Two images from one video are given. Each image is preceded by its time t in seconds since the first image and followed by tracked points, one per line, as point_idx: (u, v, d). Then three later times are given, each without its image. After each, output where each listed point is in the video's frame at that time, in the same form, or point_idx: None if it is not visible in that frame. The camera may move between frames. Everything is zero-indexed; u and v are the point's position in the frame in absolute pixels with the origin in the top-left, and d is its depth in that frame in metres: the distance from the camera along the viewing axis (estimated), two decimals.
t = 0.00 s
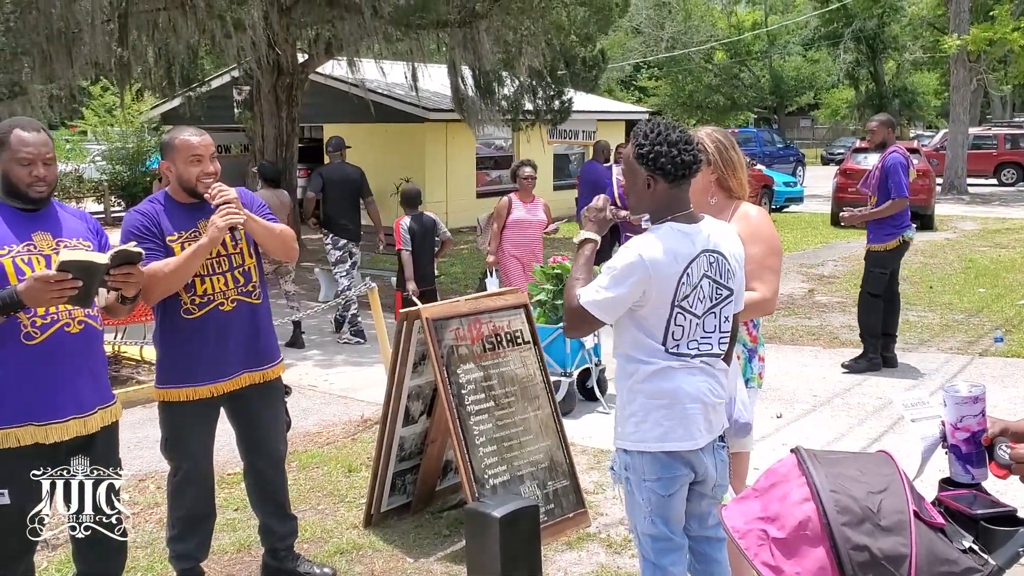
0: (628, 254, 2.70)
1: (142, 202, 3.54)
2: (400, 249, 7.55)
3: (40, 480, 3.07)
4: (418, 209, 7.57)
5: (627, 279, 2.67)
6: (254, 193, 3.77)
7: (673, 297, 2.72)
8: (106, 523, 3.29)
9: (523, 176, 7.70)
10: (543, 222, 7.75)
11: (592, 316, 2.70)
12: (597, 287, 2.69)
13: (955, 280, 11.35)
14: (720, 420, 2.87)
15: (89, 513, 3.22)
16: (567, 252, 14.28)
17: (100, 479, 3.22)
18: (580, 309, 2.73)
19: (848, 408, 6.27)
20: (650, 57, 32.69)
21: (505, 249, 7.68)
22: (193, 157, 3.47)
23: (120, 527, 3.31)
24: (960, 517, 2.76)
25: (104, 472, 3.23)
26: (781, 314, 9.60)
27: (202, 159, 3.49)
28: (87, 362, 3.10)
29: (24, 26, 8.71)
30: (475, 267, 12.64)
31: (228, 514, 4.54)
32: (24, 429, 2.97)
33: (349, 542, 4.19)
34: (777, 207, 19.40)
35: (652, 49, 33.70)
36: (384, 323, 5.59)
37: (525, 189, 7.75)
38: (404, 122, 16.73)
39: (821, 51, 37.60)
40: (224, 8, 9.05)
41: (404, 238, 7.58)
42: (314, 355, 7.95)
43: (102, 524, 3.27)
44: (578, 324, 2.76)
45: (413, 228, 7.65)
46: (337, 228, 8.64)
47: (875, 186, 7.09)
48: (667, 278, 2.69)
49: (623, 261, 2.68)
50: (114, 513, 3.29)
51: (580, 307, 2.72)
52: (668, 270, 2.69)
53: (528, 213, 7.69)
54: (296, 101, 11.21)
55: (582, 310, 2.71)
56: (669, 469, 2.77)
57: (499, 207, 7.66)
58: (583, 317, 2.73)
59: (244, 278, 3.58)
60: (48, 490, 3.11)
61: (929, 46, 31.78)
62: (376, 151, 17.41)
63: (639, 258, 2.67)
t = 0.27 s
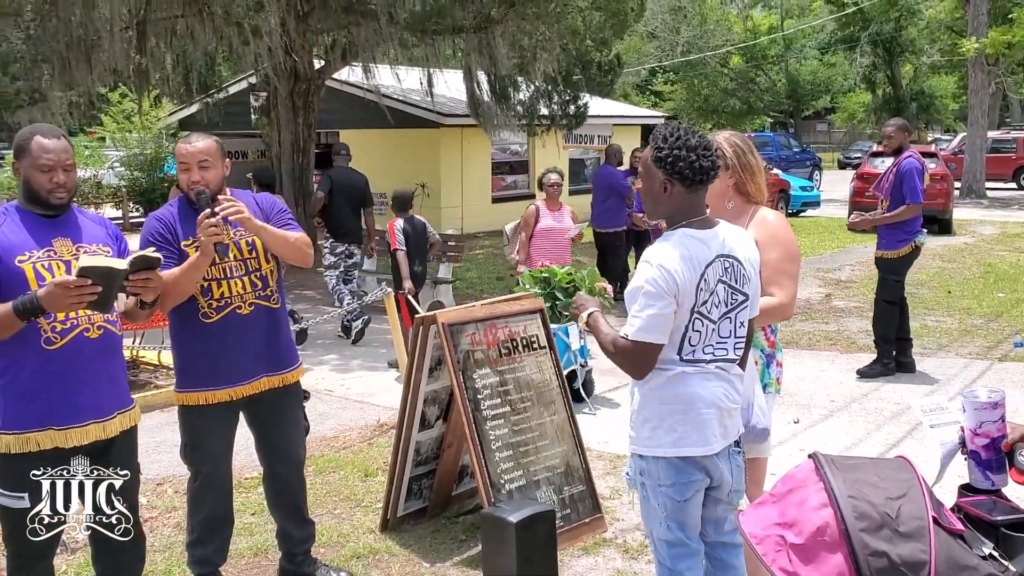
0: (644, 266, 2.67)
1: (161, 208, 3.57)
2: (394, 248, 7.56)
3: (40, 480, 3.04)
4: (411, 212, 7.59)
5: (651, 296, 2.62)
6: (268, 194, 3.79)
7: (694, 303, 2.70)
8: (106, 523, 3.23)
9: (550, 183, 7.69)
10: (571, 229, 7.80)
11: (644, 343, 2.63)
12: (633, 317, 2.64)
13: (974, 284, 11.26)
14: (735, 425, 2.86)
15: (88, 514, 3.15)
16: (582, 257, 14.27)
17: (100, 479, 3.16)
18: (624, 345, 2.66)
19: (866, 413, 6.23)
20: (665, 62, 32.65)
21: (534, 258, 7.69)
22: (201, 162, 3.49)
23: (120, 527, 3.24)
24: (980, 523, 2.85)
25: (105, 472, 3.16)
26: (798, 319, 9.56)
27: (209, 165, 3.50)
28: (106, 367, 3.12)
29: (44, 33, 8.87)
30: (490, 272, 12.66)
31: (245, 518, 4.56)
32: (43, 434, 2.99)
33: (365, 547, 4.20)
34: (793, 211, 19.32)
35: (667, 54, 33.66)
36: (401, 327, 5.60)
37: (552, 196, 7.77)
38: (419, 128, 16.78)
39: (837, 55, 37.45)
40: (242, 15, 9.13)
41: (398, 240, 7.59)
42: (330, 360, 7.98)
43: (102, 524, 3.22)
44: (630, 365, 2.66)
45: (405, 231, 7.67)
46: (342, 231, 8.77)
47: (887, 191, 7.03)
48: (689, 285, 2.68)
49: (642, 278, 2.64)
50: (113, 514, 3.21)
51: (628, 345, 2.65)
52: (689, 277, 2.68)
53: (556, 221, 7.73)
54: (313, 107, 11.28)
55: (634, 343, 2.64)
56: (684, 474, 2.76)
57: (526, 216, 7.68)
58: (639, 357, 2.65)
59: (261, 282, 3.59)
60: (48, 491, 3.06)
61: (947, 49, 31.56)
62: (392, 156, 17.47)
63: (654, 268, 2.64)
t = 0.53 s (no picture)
0: (666, 274, 2.65)
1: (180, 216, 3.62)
2: (388, 252, 7.52)
3: (39, 480, 3.05)
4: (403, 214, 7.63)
5: (677, 305, 2.60)
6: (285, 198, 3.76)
7: (715, 307, 2.69)
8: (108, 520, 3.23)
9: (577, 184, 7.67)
10: (602, 229, 7.83)
11: (682, 354, 2.59)
12: (662, 332, 2.63)
13: (994, 288, 11.16)
14: (753, 429, 2.85)
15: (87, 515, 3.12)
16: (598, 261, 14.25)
17: (100, 479, 3.13)
18: (659, 374, 2.63)
19: (884, 418, 6.18)
20: (682, 66, 32.57)
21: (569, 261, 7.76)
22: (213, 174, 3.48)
23: (120, 527, 3.25)
24: (1001, 528, 2.81)
25: (105, 473, 3.14)
26: (816, 323, 9.50)
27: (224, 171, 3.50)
28: (126, 370, 3.14)
29: (65, 39, 9.00)
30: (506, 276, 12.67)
31: (263, 521, 4.58)
32: (65, 436, 3.02)
33: (382, 550, 4.21)
34: (811, 215, 19.22)
35: (684, 58, 33.54)
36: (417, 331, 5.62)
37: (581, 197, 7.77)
38: (435, 132, 16.83)
39: (855, 59, 37.25)
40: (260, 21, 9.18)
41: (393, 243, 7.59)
42: (347, 363, 8.01)
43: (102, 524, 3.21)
44: (674, 394, 2.62)
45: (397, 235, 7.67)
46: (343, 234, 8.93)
47: (910, 195, 6.97)
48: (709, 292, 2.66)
49: (665, 287, 2.62)
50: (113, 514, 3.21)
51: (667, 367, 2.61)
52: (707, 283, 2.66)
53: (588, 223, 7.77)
54: (330, 112, 11.34)
55: (672, 360, 2.60)
56: (702, 478, 2.74)
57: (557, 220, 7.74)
58: (678, 375, 2.61)
59: (268, 287, 3.56)
60: (48, 491, 3.05)
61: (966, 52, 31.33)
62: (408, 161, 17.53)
63: (677, 276, 2.62)
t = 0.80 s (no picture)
0: (672, 277, 2.64)
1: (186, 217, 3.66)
2: (382, 250, 7.59)
3: (41, 480, 3.06)
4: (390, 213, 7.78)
5: (682, 309, 2.60)
6: (285, 197, 3.71)
7: (721, 310, 2.69)
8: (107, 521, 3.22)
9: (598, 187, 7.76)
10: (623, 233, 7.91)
11: (690, 358, 2.59)
12: (668, 338, 2.62)
13: (1001, 290, 11.12)
14: (759, 431, 2.84)
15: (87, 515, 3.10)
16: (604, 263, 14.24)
17: (100, 479, 3.12)
18: (670, 383, 2.62)
19: (890, 420, 6.16)
20: (687, 67, 32.54)
21: (587, 265, 7.86)
22: (223, 168, 3.50)
23: (121, 527, 3.25)
24: (1007, 531, 2.78)
25: (106, 472, 3.13)
26: (821, 325, 9.48)
27: (229, 169, 3.52)
28: (132, 371, 3.15)
29: (71, 42, 9.06)
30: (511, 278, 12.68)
31: (269, 522, 4.59)
32: (71, 438, 3.03)
33: (388, 551, 4.21)
34: (816, 217, 19.18)
35: (690, 59, 33.57)
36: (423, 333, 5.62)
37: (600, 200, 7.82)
38: (441, 134, 16.84)
39: (860, 61, 37.19)
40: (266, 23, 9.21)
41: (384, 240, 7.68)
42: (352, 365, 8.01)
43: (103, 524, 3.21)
44: (689, 401, 2.61)
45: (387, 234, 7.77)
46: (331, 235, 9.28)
47: (929, 196, 6.94)
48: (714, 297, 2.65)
49: (671, 290, 2.61)
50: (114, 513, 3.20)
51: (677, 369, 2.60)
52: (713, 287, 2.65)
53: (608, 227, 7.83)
54: (335, 114, 11.35)
55: (680, 364, 2.60)
56: (709, 480, 2.74)
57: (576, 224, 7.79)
58: (688, 377, 2.60)
59: (262, 290, 3.55)
60: (49, 490, 3.06)
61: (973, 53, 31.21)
62: (413, 163, 17.54)
63: (681, 279, 2.61)
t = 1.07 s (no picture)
0: (674, 281, 2.64)
1: (188, 221, 3.67)
2: (354, 255, 7.59)
3: (41, 480, 3.06)
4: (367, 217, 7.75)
5: (685, 313, 2.59)
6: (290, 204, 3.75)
7: (725, 312, 2.68)
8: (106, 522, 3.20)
9: (620, 190, 7.60)
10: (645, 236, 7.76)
11: (692, 361, 2.59)
12: (669, 341, 2.62)
13: (1003, 293, 11.10)
14: (761, 433, 2.84)
15: (86, 515, 3.09)
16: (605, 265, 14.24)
17: (99, 479, 3.11)
18: (671, 384, 2.62)
19: (891, 422, 6.15)
20: (689, 69, 32.52)
21: (609, 269, 7.70)
22: (225, 177, 3.50)
23: (121, 527, 3.24)
24: (1010, 533, 2.78)
25: (106, 473, 3.12)
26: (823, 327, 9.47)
27: (231, 173, 3.52)
28: (135, 372, 3.16)
29: (73, 44, 9.07)
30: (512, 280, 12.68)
31: (270, 524, 4.58)
32: (74, 439, 3.03)
33: (390, 553, 4.21)
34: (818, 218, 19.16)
35: (691, 62, 33.57)
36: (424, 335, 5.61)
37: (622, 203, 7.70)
38: (442, 137, 16.85)
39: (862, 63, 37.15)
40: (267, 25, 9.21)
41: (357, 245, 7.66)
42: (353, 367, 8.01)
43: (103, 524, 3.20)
44: (689, 404, 2.61)
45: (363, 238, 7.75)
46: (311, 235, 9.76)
47: (939, 199, 7.02)
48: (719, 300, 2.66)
49: (674, 293, 2.61)
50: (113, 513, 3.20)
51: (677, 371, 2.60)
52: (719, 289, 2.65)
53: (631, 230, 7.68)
54: (337, 116, 11.34)
55: (682, 366, 2.59)
56: (712, 483, 2.74)
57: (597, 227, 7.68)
58: (690, 381, 2.60)
59: (265, 295, 3.55)
60: (49, 490, 3.06)
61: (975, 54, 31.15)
62: (413, 165, 17.55)
63: (684, 283, 2.61)
